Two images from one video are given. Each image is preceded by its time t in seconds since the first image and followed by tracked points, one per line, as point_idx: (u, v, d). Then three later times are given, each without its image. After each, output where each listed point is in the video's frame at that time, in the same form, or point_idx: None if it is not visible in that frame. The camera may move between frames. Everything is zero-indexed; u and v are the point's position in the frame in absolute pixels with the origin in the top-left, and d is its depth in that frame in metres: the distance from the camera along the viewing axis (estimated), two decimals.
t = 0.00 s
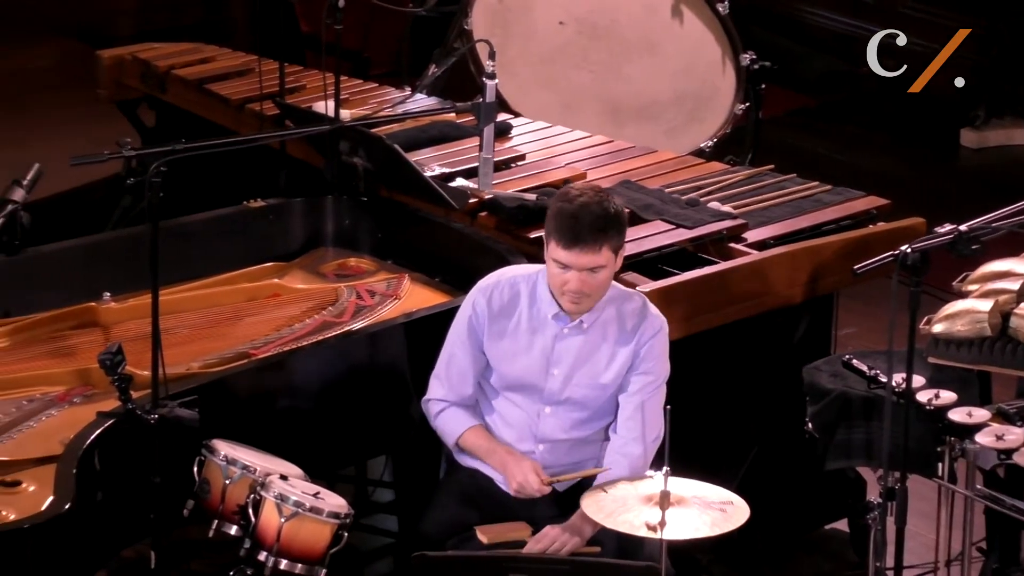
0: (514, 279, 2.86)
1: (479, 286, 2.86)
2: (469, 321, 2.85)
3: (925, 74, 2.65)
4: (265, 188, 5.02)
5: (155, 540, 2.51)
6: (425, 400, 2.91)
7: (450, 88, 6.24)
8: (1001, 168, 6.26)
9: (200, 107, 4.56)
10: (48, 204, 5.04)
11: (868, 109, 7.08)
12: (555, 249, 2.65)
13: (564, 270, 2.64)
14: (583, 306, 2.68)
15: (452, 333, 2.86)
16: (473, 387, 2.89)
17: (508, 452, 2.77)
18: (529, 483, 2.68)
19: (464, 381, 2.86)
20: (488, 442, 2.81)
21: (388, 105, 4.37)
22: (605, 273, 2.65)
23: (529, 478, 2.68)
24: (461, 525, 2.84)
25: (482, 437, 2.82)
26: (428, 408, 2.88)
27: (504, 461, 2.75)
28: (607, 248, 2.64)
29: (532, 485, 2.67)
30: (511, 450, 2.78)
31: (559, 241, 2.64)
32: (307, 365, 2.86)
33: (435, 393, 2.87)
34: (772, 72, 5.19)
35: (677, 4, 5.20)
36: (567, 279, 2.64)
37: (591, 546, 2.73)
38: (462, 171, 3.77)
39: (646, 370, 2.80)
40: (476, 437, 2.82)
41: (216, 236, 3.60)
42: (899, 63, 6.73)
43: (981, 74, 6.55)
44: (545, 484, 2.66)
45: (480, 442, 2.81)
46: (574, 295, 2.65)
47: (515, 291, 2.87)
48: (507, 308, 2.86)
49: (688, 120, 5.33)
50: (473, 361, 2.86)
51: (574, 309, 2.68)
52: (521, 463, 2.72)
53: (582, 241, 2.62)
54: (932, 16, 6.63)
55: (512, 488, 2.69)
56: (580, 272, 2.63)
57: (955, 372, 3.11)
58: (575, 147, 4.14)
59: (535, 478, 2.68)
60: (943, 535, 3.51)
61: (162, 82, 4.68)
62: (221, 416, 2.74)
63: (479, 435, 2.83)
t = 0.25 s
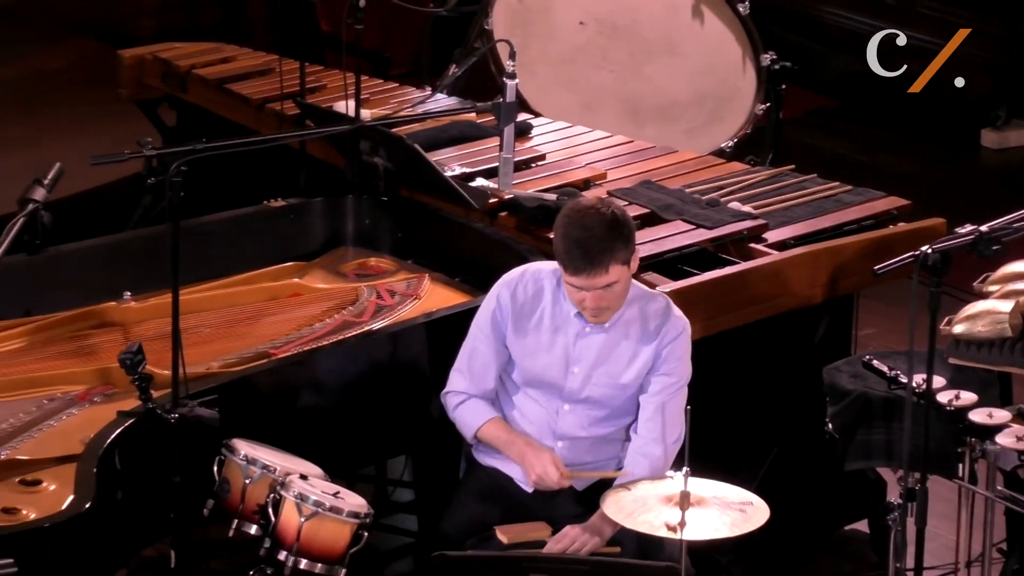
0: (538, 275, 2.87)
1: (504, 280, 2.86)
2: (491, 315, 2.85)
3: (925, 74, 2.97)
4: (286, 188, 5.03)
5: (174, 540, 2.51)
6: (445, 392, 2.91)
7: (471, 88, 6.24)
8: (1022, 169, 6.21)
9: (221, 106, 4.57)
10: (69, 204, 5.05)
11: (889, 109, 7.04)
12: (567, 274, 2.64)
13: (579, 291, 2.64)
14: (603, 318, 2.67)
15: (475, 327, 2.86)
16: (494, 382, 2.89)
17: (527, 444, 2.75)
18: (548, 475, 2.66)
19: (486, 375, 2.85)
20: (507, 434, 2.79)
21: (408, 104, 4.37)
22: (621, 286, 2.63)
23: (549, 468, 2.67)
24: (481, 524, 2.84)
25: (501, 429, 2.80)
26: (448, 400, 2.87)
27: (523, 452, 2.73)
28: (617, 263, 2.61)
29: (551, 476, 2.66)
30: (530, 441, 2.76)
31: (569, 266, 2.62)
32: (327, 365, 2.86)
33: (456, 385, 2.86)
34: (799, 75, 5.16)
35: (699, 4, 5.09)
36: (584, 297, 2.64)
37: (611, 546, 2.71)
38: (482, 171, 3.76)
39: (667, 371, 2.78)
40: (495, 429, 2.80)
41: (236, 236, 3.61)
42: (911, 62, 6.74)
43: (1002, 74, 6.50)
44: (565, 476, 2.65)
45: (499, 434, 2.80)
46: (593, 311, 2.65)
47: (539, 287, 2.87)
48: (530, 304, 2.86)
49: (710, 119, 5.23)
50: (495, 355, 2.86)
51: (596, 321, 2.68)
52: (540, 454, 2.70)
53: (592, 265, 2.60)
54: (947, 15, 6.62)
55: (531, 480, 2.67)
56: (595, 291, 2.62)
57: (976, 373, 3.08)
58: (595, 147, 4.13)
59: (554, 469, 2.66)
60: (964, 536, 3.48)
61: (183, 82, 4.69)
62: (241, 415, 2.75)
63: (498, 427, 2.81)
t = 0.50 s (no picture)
0: (557, 275, 2.86)
1: (523, 279, 2.86)
2: (511, 315, 2.84)
3: (924, 75, 2.87)
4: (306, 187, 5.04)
5: (194, 540, 2.51)
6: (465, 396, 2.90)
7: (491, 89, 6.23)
8: None
9: (242, 106, 4.58)
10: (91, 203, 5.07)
11: (910, 109, 7.01)
12: (592, 247, 2.64)
13: (601, 268, 2.63)
14: (620, 304, 2.65)
15: (495, 327, 2.86)
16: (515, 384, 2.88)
17: (546, 469, 2.75)
18: (568, 500, 2.67)
19: (506, 376, 2.85)
20: (527, 457, 2.78)
21: (429, 105, 4.37)
22: (642, 271, 2.63)
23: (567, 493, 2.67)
24: (501, 524, 2.84)
25: (521, 450, 2.80)
26: (471, 409, 2.86)
27: (542, 478, 2.73)
28: (644, 245, 2.62)
29: (570, 501, 2.66)
30: (548, 467, 2.76)
31: (595, 237, 2.63)
32: (347, 365, 2.86)
33: (477, 390, 2.86)
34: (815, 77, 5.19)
35: (718, 6, 5.19)
36: (604, 275, 2.62)
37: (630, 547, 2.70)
38: (503, 171, 3.76)
39: (687, 368, 2.77)
40: (515, 447, 2.80)
41: (256, 235, 3.61)
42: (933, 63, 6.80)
43: None
44: (584, 498, 2.66)
45: (519, 452, 2.79)
46: (610, 292, 2.63)
47: (558, 287, 2.86)
48: (549, 304, 2.86)
49: (729, 120, 5.26)
50: (515, 356, 2.85)
51: (613, 306, 2.66)
52: (559, 480, 2.71)
53: (619, 239, 2.61)
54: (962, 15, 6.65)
55: (551, 505, 2.67)
56: (617, 269, 2.61)
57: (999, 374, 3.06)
58: (616, 147, 4.13)
59: (574, 493, 2.67)
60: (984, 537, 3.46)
61: (204, 82, 4.70)
62: (261, 414, 2.75)
63: (518, 446, 2.80)
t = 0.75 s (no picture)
0: (574, 276, 2.85)
1: (539, 282, 2.84)
2: (528, 316, 2.83)
3: (925, 76, 3.44)
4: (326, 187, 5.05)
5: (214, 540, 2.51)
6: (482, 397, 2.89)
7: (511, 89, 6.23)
8: None
9: (262, 106, 4.59)
10: (112, 202, 5.09)
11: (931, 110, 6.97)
12: (615, 256, 2.61)
13: (624, 277, 2.61)
14: (641, 309, 2.65)
15: (512, 329, 2.84)
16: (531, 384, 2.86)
17: (566, 435, 2.74)
18: (591, 457, 2.66)
19: (523, 377, 2.83)
20: (547, 429, 2.78)
21: (449, 105, 4.36)
22: (664, 278, 2.62)
23: (591, 450, 2.67)
24: (521, 523, 2.83)
25: (541, 427, 2.79)
26: (486, 403, 2.85)
27: (564, 442, 2.72)
28: (666, 254, 2.60)
29: (595, 456, 2.66)
30: (569, 433, 2.76)
31: (618, 248, 2.60)
32: (365, 365, 2.86)
33: (493, 388, 2.84)
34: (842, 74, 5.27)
35: (739, 4, 5.14)
36: (627, 284, 2.61)
37: (650, 548, 2.69)
38: (523, 171, 3.75)
39: (705, 366, 2.75)
40: (535, 426, 2.79)
41: (276, 235, 3.62)
42: (955, 63, 6.73)
43: None
44: (608, 452, 2.66)
45: (539, 430, 2.78)
46: (633, 300, 2.63)
47: (575, 288, 2.85)
48: (566, 305, 2.84)
49: (749, 120, 5.22)
50: (531, 357, 2.84)
51: (634, 312, 2.66)
52: (580, 439, 2.70)
53: (641, 251, 2.58)
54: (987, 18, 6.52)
55: (575, 465, 2.67)
56: (639, 279, 2.60)
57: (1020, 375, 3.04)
58: (636, 147, 4.12)
59: (597, 447, 2.67)
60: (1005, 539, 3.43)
61: (224, 82, 4.71)
62: (281, 414, 2.75)
63: (537, 425, 2.79)
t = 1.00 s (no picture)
0: (595, 270, 2.86)
1: (560, 277, 2.85)
2: (548, 312, 2.83)
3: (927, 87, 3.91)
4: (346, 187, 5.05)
5: (234, 540, 2.52)
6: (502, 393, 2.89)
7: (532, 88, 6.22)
8: None
9: (282, 105, 4.60)
10: (132, 202, 5.11)
11: (952, 111, 6.93)
12: (627, 244, 2.61)
13: (635, 264, 2.61)
14: (654, 298, 2.65)
15: (532, 325, 2.85)
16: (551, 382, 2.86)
17: (588, 443, 2.74)
18: (615, 468, 2.65)
19: (542, 373, 2.83)
20: (568, 436, 2.77)
21: (469, 105, 4.36)
22: (676, 268, 2.61)
23: (613, 462, 2.66)
24: (540, 523, 2.83)
25: (561, 432, 2.78)
26: (506, 403, 2.84)
27: (586, 451, 2.72)
28: (678, 243, 2.59)
29: (618, 469, 2.65)
30: (591, 441, 2.75)
31: (629, 235, 2.60)
32: (385, 365, 2.85)
33: (512, 385, 2.84)
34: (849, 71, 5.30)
35: (758, 4, 5.09)
36: (638, 272, 2.61)
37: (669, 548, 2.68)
38: (543, 171, 3.75)
39: (726, 365, 2.74)
40: (555, 431, 2.78)
41: (297, 235, 3.62)
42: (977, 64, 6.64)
43: None
44: (632, 464, 2.65)
45: (559, 434, 2.77)
46: (644, 289, 2.63)
47: (595, 283, 2.86)
48: (586, 301, 2.85)
49: (769, 121, 5.18)
50: (552, 354, 2.84)
51: (647, 301, 2.66)
52: (603, 450, 2.69)
53: (652, 238, 2.57)
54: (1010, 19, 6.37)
55: (597, 476, 2.66)
56: (649, 266, 2.59)
57: None
58: (657, 147, 4.11)
59: (620, 460, 2.66)
60: None
61: (244, 81, 4.72)
62: (301, 414, 2.75)
63: (558, 429, 2.78)
